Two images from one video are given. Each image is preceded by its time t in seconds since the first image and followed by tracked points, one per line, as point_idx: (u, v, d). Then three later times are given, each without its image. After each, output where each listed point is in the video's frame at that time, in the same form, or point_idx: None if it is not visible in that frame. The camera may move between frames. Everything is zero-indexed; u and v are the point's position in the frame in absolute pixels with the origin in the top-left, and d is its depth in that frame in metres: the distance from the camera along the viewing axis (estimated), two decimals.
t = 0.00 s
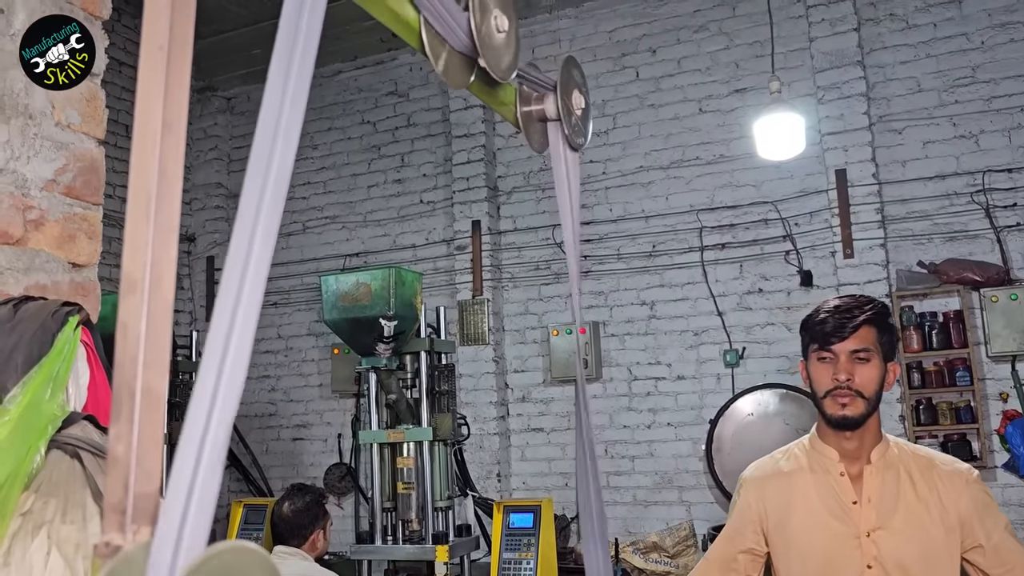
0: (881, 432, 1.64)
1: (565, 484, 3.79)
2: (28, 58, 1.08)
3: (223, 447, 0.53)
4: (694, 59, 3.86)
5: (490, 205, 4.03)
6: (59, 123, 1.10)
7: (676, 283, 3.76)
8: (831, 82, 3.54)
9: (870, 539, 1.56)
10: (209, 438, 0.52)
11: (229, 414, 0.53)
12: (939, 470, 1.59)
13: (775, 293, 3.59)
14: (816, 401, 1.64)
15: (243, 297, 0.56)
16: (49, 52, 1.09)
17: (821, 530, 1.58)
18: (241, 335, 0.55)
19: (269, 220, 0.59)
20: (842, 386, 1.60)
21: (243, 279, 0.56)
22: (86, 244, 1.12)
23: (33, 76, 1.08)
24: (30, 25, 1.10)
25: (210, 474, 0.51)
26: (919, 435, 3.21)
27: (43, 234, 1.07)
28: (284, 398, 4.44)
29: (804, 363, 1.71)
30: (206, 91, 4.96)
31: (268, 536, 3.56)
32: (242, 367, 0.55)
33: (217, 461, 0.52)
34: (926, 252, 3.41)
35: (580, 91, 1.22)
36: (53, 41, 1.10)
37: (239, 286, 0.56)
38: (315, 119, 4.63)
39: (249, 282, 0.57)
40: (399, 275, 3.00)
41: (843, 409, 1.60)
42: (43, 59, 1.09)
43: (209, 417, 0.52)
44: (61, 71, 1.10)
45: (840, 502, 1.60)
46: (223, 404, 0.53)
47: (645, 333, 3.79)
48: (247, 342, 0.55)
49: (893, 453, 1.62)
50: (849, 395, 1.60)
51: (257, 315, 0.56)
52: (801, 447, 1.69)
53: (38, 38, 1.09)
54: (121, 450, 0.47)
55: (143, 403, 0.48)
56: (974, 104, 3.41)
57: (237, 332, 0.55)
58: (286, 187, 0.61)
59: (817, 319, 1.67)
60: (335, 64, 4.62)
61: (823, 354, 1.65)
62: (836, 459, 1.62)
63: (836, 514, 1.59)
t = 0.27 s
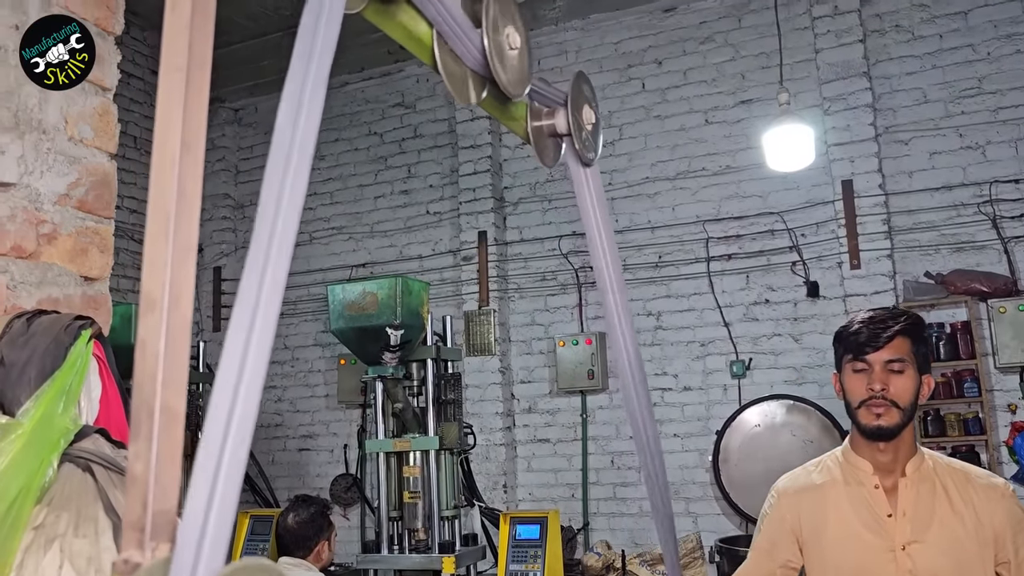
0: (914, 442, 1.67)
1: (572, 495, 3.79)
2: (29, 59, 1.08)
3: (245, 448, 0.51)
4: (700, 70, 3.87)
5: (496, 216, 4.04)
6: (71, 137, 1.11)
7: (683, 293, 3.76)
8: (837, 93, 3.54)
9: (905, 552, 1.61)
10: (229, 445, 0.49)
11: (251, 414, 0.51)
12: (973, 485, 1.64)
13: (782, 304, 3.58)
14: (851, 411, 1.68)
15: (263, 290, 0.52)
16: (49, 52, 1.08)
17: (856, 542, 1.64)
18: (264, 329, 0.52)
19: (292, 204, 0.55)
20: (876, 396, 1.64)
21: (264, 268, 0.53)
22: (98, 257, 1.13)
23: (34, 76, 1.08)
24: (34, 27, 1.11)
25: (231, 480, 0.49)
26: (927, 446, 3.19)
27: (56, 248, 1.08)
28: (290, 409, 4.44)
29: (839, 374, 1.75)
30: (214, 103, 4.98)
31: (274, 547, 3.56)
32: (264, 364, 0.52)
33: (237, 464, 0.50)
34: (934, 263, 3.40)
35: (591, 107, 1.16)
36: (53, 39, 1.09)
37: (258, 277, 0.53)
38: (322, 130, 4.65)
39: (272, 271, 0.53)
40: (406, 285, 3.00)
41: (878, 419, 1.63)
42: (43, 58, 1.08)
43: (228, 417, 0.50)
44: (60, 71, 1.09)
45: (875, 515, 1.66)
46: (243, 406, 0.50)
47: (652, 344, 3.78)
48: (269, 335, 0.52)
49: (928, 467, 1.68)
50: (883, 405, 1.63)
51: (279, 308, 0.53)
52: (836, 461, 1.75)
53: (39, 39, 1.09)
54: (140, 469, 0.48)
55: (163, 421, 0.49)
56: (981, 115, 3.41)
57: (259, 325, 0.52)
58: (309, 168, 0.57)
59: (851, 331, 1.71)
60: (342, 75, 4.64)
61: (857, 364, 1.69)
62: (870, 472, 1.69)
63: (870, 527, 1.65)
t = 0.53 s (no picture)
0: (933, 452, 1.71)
1: (578, 506, 3.78)
2: (27, 58, 1.06)
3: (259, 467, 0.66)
4: (706, 80, 3.88)
5: (502, 226, 4.05)
6: (83, 150, 1.12)
7: (689, 303, 3.76)
8: (843, 103, 3.55)
9: (926, 564, 1.65)
10: (244, 463, 0.65)
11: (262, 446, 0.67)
12: (990, 497, 1.70)
13: (788, 314, 3.58)
14: (869, 423, 1.72)
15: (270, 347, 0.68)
16: (48, 52, 1.07)
17: (878, 554, 1.67)
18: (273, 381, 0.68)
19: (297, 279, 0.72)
20: (894, 408, 1.68)
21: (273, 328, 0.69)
22: (108, 269, 1.14)
23: (33, 76, 1.07)
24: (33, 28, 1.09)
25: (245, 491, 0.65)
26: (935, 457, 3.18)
27: (68, 260, 1.08)
28: (296, 419, 4.45)
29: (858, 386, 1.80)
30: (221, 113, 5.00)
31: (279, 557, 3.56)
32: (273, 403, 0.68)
33: (252, 479, 0.65)
34: (940, 273, 3.39)
35: (600, 120, 1.44)
36: (53, 40, 1.08)
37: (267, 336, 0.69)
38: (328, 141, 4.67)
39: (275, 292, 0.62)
40: (412, 288, 3.02)
41: (896, 432, 1.67)
42: (43, 58, 1.07)
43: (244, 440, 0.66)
44: (60, 71, 1.09)
45: (896, 527, 1.69)
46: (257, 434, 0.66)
47: (658, 354, 3.78)
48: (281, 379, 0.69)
49: (946, 479, 1.72)
50: (902, 417, 1.67)
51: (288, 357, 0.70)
52: (855, 471, 1.78)
53: (38, 38, 1.08)
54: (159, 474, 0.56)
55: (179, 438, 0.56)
56: (987, 125, 3.41)
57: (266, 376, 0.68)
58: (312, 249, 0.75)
59: (869, 343, 1.76)
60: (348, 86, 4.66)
61: (875, 376, 1.74)
62: (890, 484, 1.72)
63: (892, 538, 1.68)
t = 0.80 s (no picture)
0: (936, 466, 1.70)
1: (583, 517, 3.76)
2: (28, 57, 1.05)
3: (279, 475, 0.63)
4: (711, 92, 3.89)
5: (507, 237, 4.06)
6: (94, 164, 1.13)
7: (694, 314, 3.75)
8: (848, 114, 3.55)
9: None
10: (263, 473, 0.61)
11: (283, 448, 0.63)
12: (996, 509, 1.69)
13: (794, 325, 3.57)
14: (869, 439, 1.73)
15: (291, 346, 0.65)
16: (49, 51, 1.06)
17: (883, 569, 1.67)
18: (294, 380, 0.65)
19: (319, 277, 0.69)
20: (891, 424, 1.68)
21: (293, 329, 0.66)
22: (119, 282, 1.14)
23: (33, 75, 1.06)
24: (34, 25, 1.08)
25: (265, 500, 0.61)
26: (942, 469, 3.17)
27: (79, 273, 1.09)
28: (301, 429, 4.45)
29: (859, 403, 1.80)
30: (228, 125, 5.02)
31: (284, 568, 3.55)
32: (293, 407, 0.64)
33: (271, 488, 0.62)
34: (946, 284, 3.38)
35: (610, 135, 1.51)
36: (53, 39, 1.07)
37: (288, 334, 0.65)
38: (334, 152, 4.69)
39: (296, 324, 0.66)
40: (418, 296, 3.01)
41: (895, 447, 1.67)
42: (43, 58, 1.06)
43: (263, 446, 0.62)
44: (61, 71, 1.07)
45: (901, 540, 1.69)
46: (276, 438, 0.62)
47: (663, 365, 3.77)
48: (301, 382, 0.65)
49: (951, 491, 1.71)
50: (899, 432, 1.67)
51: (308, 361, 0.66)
52: (860, 484, 1.78)
53: (38, 38, 1.07)
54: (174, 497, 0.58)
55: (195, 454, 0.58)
56: (993, 136, 3.41)
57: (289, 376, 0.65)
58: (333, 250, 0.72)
59: (863, 360, 1.76)
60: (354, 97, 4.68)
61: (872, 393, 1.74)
62: (894, 497, 1.71)
63: (897, 552, 1.68)
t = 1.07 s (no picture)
0: (934, 482, 1.70)
1: (589, 531, 3.75)
2: (28, 58, 1.06)
3: (291, 496, 0.63)
4: (716, 105, 3.90)
5: (513, 250, 4.06)
6: (105, 181, 1.13)
7: (700, 327, 3.75)
8: (854, 127, 3.56)
9: None
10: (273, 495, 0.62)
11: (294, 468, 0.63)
12: (1002, 522, 1.67)
13: (800, 338, 3.57)
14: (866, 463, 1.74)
15: (302, 367, 0.66)
16: (49, 52, 1.06)
17: None
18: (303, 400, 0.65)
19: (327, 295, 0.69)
20: (881, 449, 1.69)
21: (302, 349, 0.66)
22: (129, 298, 1.14)
23: (33, 76, 1.06)
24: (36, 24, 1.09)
25: (277, 524, 0.62)
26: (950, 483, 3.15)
27: (90, 290, 1.09)
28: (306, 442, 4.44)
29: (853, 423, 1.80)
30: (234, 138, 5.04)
31: None
32: (303, 428, 0.64)
33: (284, 511, 0.62)
34: (953, 297, 3.38)
35: (620, 153, 1.53)
36: (54, 41, 1.07)
37: (299, 355, 0.66)
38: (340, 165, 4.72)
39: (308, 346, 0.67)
40: (424, 310, 3.01)
41: (888, 471, 1.67)
42: (43, 60, 1.06)
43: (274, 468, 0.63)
44: (61, 71, 1.07)
45: (906, 557, 1.68)
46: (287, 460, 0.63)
47: (669, 378, 3.77)
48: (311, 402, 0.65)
49: (955, 505, 1.70)
50: (890, 457, 1.68)
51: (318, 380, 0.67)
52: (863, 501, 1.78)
53: (39, 38, 1.07)
54: (189, 522, 0.59)
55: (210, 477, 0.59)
56: (998, 149, 3.41)
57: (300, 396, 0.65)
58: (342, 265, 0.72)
59: (849, 385, 1.76)
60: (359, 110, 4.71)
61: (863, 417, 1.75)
62: (898, 514, 1.70)
63: (903, 568, 1.67)
